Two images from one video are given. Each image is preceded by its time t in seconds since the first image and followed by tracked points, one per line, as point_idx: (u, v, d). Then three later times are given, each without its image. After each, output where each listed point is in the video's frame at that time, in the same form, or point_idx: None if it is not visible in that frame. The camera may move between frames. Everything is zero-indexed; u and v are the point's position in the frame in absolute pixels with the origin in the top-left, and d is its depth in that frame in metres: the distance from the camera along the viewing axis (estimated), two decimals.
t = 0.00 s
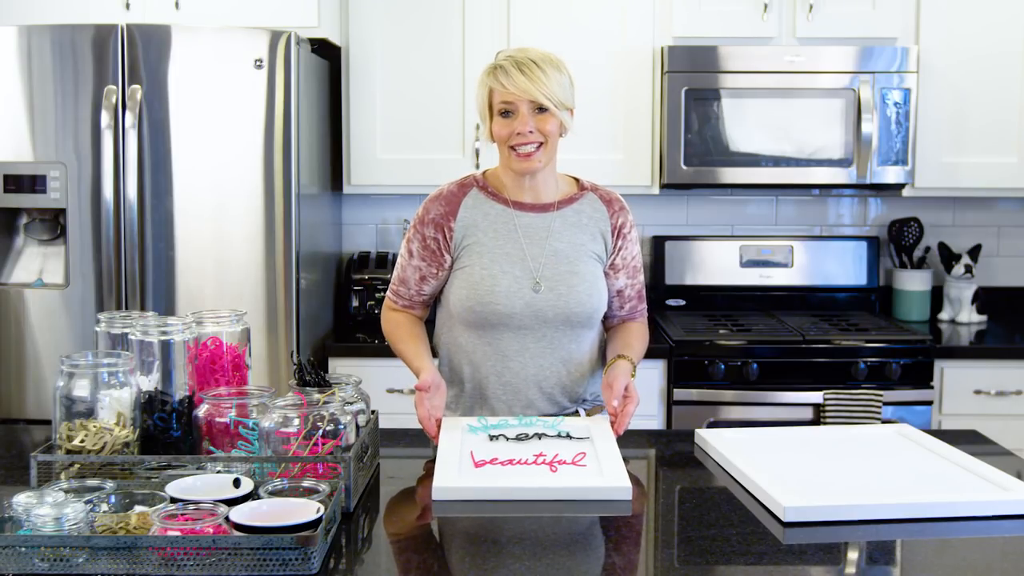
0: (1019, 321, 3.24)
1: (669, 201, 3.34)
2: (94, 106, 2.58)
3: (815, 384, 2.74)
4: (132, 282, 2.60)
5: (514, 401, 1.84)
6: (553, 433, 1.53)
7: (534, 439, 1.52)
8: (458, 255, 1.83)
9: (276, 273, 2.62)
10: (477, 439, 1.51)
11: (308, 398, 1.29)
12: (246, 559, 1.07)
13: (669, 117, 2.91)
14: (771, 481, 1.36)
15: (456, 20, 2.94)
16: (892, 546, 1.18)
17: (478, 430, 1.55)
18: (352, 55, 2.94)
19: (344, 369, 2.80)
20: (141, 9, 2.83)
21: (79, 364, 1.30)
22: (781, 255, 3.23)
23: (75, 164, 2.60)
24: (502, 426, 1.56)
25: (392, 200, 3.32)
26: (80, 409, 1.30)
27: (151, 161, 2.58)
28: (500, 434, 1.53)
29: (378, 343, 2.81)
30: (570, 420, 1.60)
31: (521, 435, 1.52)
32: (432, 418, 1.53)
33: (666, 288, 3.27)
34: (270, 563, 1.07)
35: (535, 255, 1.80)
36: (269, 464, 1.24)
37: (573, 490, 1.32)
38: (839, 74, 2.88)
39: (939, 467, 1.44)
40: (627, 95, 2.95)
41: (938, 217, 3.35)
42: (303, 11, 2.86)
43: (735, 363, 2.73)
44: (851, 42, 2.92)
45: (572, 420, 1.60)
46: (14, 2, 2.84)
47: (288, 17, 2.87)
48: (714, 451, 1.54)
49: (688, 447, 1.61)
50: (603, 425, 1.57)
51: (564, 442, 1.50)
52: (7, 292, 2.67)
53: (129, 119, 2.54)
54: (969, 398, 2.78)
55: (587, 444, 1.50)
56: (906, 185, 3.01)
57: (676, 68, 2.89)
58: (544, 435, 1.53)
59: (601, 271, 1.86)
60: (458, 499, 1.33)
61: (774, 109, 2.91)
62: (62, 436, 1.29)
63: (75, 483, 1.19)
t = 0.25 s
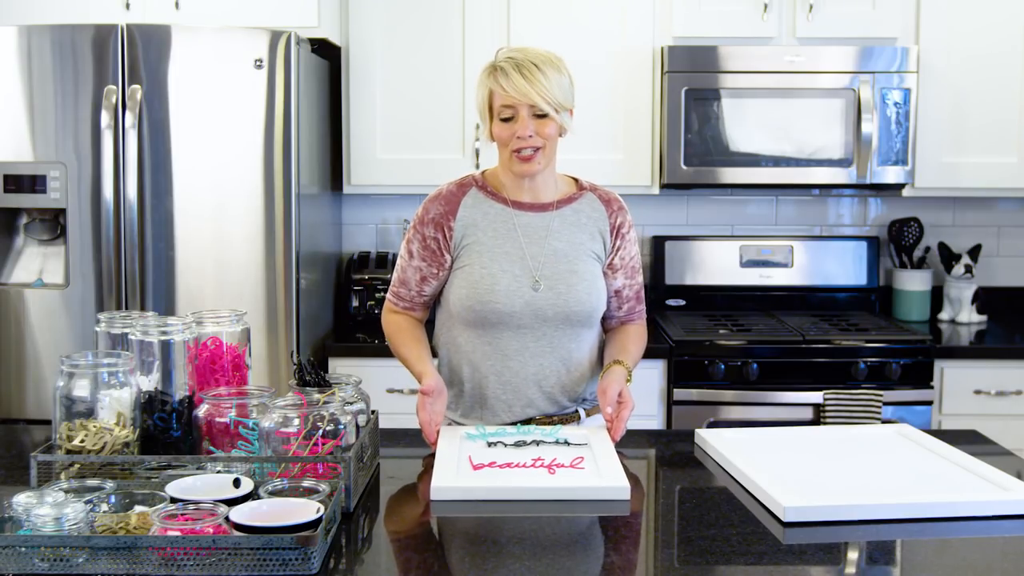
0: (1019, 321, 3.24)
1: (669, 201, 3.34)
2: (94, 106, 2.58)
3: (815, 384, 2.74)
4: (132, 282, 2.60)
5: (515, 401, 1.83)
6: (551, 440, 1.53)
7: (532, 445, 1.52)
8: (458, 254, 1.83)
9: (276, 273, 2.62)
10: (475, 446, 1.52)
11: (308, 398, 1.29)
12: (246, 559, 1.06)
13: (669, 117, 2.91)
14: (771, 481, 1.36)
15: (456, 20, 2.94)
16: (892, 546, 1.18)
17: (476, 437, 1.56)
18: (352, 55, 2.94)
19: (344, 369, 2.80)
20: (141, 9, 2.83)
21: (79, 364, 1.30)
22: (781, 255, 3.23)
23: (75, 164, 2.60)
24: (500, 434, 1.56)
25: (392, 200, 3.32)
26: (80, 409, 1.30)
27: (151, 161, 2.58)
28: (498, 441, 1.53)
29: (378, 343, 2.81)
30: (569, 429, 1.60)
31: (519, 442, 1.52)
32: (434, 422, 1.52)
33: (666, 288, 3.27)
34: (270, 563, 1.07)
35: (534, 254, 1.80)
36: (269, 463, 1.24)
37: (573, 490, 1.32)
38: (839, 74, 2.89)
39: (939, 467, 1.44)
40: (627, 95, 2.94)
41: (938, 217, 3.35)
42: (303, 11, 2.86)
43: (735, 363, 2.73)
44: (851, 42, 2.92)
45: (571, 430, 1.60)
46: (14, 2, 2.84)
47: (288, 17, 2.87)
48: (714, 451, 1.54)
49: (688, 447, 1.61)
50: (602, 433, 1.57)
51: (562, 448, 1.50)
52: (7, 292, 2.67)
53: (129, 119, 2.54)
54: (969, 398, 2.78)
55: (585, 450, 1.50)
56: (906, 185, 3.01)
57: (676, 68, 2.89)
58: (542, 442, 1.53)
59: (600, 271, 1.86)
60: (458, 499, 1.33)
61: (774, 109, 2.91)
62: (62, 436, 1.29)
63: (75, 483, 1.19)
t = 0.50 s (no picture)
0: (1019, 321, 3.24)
1: (669, 201, 3.34)
2: (94, 106, 2.58)
3: (815, 384, 2.74)
4: (132, 282, 2.60)
5: (517, 398, 1.82)
6: (550, 441, 1.53)
7: (532, 446, 1.52)
8: (462, 253, 1.84)
9: (276, 273, 2.62)
10: (474, 447, 1.52)
11: (308, 398, 1.29)
12: (246, 559, 1.07)
13: (669, 117, 2.91)
14: (771, 481, 1.36)
15: (456, 20, 2.94)
16: (892, 546, 1.18)
17: (476, 438, 1.56)
18: (352, 55, 2.94)
19: (344, 370, 2.80)
20: (141, 9, 2.83)
21: (79, 364, 1.30)
22: (781, 255, 3.23)
23: (75, 164, 2.60)
24: (499, 435, 1.56)
25: (392, 201, 3.32)
26: (80, 408, 1.30)
27: (151, 161, 2.58)
28: (498, 442, 1.53)
29: (378, 343, 2.81)
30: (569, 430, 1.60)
31: (518, 442, 1.52)
32: (434, 423, 1.51)
33: (666, 288, 3.27)
34: (270, 563, 1.07)
35: (536, 252, 1.80)
36: (269, 464, 1.24)
37: (573, 490, 1.32)
38: (840, 74, 2.89)
39: (939, 467, 1.44)
40: (627, 95, 2.94)
41: (938, 217, 3.35)
42: (302, 11, 2.86)
43: (735, 363, 2.73)
44: (851, 42, 2.92)
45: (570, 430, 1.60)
46: (14, 2, 2.84)
47: (288, 17, 2.87)
48: (714, 451, 1.54)
49: (688, 447, 1.61)
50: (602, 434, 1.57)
51: (562, 449, 1.50)
52: (7, 292, 2.67)
53: (129, 119, 2.54)
54: (969, 398, 2.78)
55: (585, 450, 1.50)
56: (906, 185, 3.01)
57: (676, 68, 2.89)
58: (541, 442, 1.53)
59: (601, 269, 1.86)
60: (458, 500, 1.33)
61: (773, 109, 2.91)
62: (62, 436, 1.29)
63: (75, 483, 1.19)
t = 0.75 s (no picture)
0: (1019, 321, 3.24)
1: (669, 201, 3.34)
2: (94, 106, 2.58)
3: (815, 384, 2.74)
4: (132, 282, 2.60)
5: (527, 391, 1.80)
6: (550, 441, 1.53)
7: (532, 446, 1.52)
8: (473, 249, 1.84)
9: (276, 273, 2.62)
10: (474, 446, 1.52)
11: (308, 398, 1.29)
12: (246, 559, 1.07)
13: (669, 117, 2.91)
14: (771, 481, 1.36)
15: (456, 20, 2.94)
16: (892, 546, 1.18)
17: (476, 438, 1.56)
18: (352, 55, 2.94)
19: (344, 370, 2.80)
20: (141, 9, 2.83)
21: (79, 364, 1.30)
22: (781, 255, 3.23)
23: (75, 164, 2.60)
24: (499, 435, 1.56)
25: (392, 200, 3.32)
26: (80, 408, 1.30)
27: (152, 161, 2.58)
28: (498, 442, 1.53)
29: (378, 343, 2.81)
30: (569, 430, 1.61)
31: (518, 442, 1.52)
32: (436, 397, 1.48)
33: (666, 288, 3.27)
34: (270, 563, 1.07)
35: (548, 246, 1.80)
36: (269, 464, 1.24)
37: (573, 490, 1.32)
38: (840, 74, 2.89)
39: (939, 467, 1.44)
40: (627, 95, 2.95)
41: (938, 217, 3.35)
42: (302, 11, 2.86)
43: (735, 363, 2.73)
44: (851, 42, 2.92)
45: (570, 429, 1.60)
46: (14, 2, 2.84)
47: (288, 17, 2.87)
48: (714, 451, 1.54)
49: (688, 447, 1.61)
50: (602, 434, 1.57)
51: (562, 449, 1.50)
52: (7, 292, 2.67)
53: (129, 119, 2.54)
54: (969, 398, 2.78)
55: (585, 450, 1.50)
56: (906, 185, 3.01)
57: (676, 68, 2.89)
58: (541, 442, 1.53)
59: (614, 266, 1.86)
60: (458, 500, 1.33)
61: (773, 109, 2.91)
62: (63, 436, 1.29)
63: (75, 483, 1.19)
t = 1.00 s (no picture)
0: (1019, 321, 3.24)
1: (669, 201, 3.34)
2: (94, 106, 2.58)
3: (815, 384, 2.74)
4: (132, 282, 2.60)
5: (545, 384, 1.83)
6: (551, 441, 1.53)
7: (532, 446, 1.52)
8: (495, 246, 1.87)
9: (276, 273, 2.62)
10: (474, 446, 1.52)
11: (308, 398, 1.29)
12: (246, 559, 1.07)
13: (669, 117, 2.91)
14: (771, 482, 1.36)
15: (456, 20, 2.94)
16: (892, 546, 1.18)
17: (476, 438, 1.56)
18: (352, 55, 2.94)
19: (344, 370, 2.80)
20: (141, 9, 2.83)
21: (79, 364, 1.30)
22: (781, 255, 3.23)
23: (75, 163, 2.60)
24: (499, 435, 1.56)
25: (393, 200, 3.32)
26: (80, 409, 1.30)
27: (152, 161, 2.58)
28: (498, 442, 1.53)
29: (378, 343, 2.81)
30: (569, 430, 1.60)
31: (518, 442, 1.52)
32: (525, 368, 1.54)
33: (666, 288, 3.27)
34: (270, 563, 1.07)
35: (565, 243, 1.83)
36: (269, 464, 1.24)
37: (573, 491, 1.32)
38: (840, 74, 2.89)
39: (939, 467, 1.44)
40: (626, 96, 2.94)
41: (938, 217, 3.35)
42: (301, 11, 2.86)
43: (735, 363, 2.73)
44: (851, 43, 2.92)
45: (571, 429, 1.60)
46: (14, 2, 2.84)
47: (287, 17, 2.87)
48: (714, 451, 1.54)
49: (688, 447, 1.61)
50: (603, 435, 1.57)
51: (562, 449, 1.50)
52: (7, 292, 2.67)
53: (129, 119, 2.54)
54: (969, 398, 2.78)
55: (586, 450, 1.50)
56: (906, 185, 3.01)
57: (676, 68, 2.89)
58: (541, 443, 1.53)
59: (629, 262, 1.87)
60: (457, 500, 1.33)
61: (773, 109, 2.91)
62: (62, 436, 1.29)
63: (75, 482, 1.19)
